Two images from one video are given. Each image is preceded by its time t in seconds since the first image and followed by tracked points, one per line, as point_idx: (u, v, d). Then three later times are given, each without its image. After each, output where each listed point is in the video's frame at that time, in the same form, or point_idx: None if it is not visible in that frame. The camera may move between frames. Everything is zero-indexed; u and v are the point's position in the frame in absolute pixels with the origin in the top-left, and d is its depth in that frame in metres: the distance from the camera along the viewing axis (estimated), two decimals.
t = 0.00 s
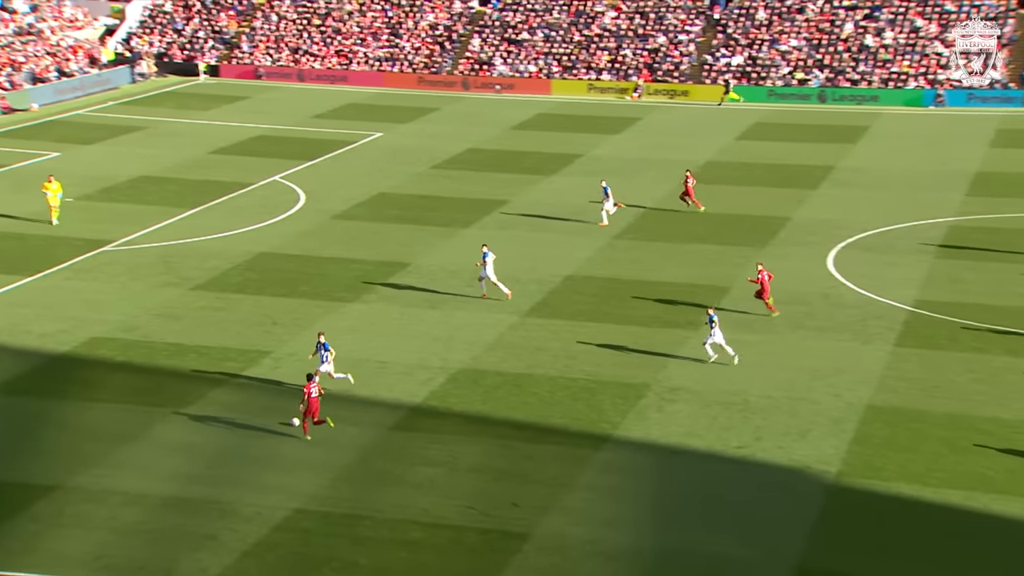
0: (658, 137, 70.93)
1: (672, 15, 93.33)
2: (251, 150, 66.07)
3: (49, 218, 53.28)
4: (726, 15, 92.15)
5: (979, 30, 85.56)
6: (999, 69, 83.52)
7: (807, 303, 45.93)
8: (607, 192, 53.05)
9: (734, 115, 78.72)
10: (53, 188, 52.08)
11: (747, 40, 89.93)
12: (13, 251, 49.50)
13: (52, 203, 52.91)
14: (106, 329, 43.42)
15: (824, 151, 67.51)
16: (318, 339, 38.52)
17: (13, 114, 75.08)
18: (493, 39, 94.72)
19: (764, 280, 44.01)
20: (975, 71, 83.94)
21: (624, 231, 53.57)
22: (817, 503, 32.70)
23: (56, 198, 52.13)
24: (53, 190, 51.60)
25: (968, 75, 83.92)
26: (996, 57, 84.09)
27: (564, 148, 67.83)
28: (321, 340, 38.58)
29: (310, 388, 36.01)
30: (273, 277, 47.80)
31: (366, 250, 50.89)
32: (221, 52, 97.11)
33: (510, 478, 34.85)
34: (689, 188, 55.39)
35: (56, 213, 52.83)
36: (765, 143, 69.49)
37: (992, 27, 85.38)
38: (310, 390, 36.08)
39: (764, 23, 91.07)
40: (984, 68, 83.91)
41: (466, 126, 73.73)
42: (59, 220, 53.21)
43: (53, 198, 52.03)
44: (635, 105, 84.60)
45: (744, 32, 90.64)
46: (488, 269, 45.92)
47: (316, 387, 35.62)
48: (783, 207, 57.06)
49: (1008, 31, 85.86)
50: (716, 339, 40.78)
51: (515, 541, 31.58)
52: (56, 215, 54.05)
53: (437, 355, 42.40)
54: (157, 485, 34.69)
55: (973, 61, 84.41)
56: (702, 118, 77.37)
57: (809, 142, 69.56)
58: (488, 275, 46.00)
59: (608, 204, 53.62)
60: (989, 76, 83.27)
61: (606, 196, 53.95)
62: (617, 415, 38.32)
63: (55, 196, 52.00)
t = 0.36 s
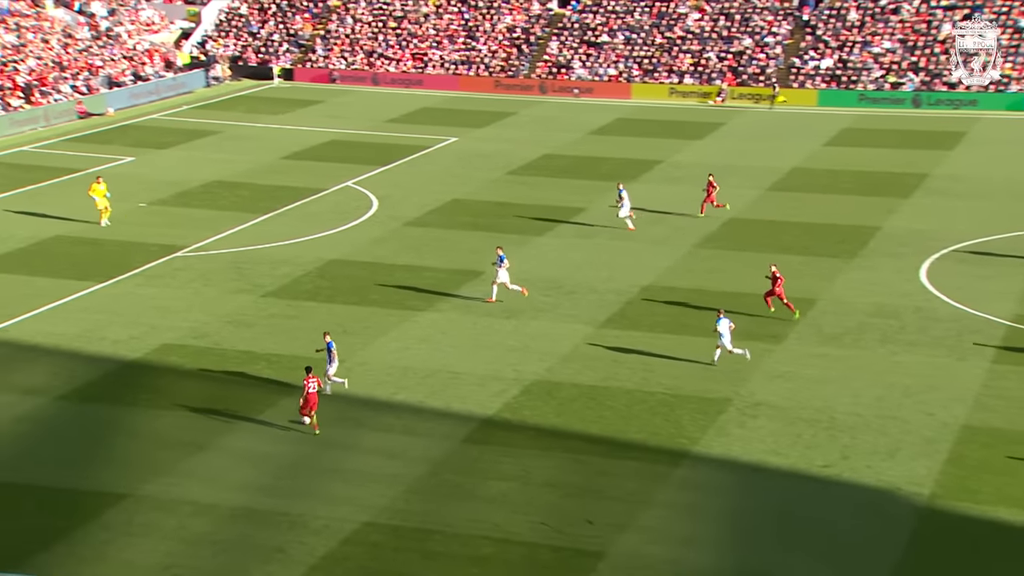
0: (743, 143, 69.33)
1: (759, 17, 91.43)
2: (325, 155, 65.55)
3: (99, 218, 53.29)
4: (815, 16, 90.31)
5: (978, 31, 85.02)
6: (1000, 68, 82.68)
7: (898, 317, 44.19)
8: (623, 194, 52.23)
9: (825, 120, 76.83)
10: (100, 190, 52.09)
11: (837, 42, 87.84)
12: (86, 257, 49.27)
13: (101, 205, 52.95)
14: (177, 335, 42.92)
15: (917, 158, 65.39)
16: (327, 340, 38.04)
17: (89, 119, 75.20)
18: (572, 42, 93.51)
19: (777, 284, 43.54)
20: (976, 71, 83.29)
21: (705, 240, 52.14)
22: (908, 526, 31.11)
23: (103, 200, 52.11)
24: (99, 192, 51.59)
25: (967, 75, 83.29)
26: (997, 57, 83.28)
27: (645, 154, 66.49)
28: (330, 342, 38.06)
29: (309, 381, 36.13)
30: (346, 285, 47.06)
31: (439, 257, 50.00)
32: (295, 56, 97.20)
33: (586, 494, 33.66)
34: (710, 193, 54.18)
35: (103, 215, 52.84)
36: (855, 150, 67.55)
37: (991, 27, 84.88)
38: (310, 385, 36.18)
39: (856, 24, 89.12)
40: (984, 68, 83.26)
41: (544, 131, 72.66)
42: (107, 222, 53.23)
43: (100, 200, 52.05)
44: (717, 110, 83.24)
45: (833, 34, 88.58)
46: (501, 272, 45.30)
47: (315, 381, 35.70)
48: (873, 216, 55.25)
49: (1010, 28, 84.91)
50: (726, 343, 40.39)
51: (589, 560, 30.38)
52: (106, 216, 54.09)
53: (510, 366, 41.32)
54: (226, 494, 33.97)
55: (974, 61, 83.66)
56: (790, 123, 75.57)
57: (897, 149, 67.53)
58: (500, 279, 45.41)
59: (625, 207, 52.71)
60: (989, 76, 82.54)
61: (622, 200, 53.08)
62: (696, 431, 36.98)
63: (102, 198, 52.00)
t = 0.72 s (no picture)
0: (829, 150, 67.63)
1: (847, 19, 89.82)
2: (397, 162, 64.86)
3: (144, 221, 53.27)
4: (907, 18, 88.57)
5: (980, 30, 85.22)
6: (1000, 67, 82.82)
7: (991, 333, 42.45)
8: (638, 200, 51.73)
9: (916, 126, 74.86)
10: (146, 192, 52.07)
11: (931, 46, 86.02)
12: (157, 264, 48.93)
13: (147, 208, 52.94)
14: (247, 344, 42.33)
15: (1013, 167, 63.23)
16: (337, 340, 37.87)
17: (163, 125, 75.34)
18: (651, 46, 92.22)
19: (790, 287, 43.34)
20: (976, 69, 83.45)
21: (787, 250, 50.67)
22: (1003, 553, 29.54)
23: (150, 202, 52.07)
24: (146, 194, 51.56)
25: (967, 74, 83.36)
26: (998, 56, 83.37)
27: (726, 162, 65.05)
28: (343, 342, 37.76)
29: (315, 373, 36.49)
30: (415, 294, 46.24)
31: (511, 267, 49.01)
32: (368, 61, 96.79)
33: (662, 512, 32.46)
34: (733, 200, 53.34)
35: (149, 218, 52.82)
36: (947, 158, 65.57)
37: (991, 27, 85.13)
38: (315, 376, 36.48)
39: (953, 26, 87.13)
40: (983, 68, 83.35)
41: (623, 137, 71.50)
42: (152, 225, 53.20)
43: (145, 202, 52.05)
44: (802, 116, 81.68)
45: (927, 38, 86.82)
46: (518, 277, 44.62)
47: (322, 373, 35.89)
48: (965, 227, 53.38)
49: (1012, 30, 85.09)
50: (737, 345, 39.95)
51: None
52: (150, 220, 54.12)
53: (584, 379, 40.20)
54: (294, 507, 33.19)
55: (974, 60, 83.87)
56: (880, 130, 73.75)
57: (990, 157, 65.45)
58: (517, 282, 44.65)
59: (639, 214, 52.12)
60: (989, 76, 82.60)
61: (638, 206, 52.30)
62: (777, 448, 35.62)
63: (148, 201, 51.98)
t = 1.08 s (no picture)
0: (915, 159, 66.02)
1: (937, 23, 88.22)
2: (470, 170, 64.19)
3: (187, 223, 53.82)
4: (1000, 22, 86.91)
5: (978, 30, 86.36)
6: (1000, 67, 84.11)
7: None
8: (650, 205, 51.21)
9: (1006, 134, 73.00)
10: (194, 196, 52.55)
11: None
12: (227, 272, 48.65)
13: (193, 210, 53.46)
14: (315, 354, 41.83)
15: None
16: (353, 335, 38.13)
17: (234, 131, 75.37)
18: (730, 52, 90.91)
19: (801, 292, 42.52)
20: (975, 70, 84.58)
21: (870, 262, 49.30)
22: None
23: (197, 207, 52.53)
24: (193, 200, 52.07)
25: (968, 74, 84.35)
26: (996, 57, 84.62)
27: (807, 171, 63.65)
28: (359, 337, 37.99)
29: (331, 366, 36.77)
30: (488, 304, 45.51)
31: (585, 277, 48.10)
32: (441, 67, 96.14)
33: (739, 531, 31.38)
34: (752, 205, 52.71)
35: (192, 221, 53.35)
36: None
37: (991, 27, 86.22)
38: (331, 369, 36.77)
39: None
40: (984, 68, 84.55)
41: (701, 145, 70.37)
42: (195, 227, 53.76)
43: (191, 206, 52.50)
44: (888, 122, 80.10)
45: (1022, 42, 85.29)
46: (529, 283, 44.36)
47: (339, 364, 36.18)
48: None
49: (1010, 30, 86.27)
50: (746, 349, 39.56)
51: None
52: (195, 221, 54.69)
53: (658, 393, 39.18)
54: (362, 520, 32.53)
55: (973, 61, 84.98)
56: (969, 137, 72.00)
57: None
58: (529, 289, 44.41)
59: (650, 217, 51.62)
60: (989, 76, 83.90)
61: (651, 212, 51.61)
62: (858, 467, 34.38)
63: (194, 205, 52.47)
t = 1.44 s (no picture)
0: (993, 169, 64.23)
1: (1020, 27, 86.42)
2: (531, 179, 63.21)
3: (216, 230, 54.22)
4: None
5: (979, 29, 85.67)
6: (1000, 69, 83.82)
7: None
8: (651, 207, 50.55)
9: None
10: (226, 206, 52.95)
11: None
12: (284, 282, 48.02)
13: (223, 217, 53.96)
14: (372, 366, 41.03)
15: None
16: (366, 331, 38.47)
17: (292, 139, 74.98)
18: (802, 57, 89.29)
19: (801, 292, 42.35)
20: (976, 71, 84.29)
21: (945, 276, 47.79)
22: None
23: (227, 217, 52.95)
24: (223, 210, 52.53)
25: (967, 75, 84.36)
26: (998, 58, 84.37)
27: (880, 181, 62.09)
28: (372, 332, 38.35)
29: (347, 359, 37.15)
30: (548, 315, 44.52)
31: (649, 289, 46.95)
32: (503, 73, 95.40)
33: (809, 553, 30.15)
34: (767, 209, 52.03)
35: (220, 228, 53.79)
36: None
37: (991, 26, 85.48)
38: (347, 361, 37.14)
39: None
40: (983, 69, 84.25)
41: (771, 153, 69.00)
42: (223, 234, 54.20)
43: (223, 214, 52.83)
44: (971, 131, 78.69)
45: None
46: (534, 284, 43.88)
47: (354, 361, 36.71)
48: None
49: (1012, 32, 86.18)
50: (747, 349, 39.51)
51: None
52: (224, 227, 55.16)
53: (723, 409, 37.98)
54: (419, 536, 31.62)
55: (973, 61, 84.62)
56: None
57: None
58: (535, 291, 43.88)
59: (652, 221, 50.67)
60: (988, 77, 83.60)
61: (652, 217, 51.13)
62: (934, 489, 33.02)
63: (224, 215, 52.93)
